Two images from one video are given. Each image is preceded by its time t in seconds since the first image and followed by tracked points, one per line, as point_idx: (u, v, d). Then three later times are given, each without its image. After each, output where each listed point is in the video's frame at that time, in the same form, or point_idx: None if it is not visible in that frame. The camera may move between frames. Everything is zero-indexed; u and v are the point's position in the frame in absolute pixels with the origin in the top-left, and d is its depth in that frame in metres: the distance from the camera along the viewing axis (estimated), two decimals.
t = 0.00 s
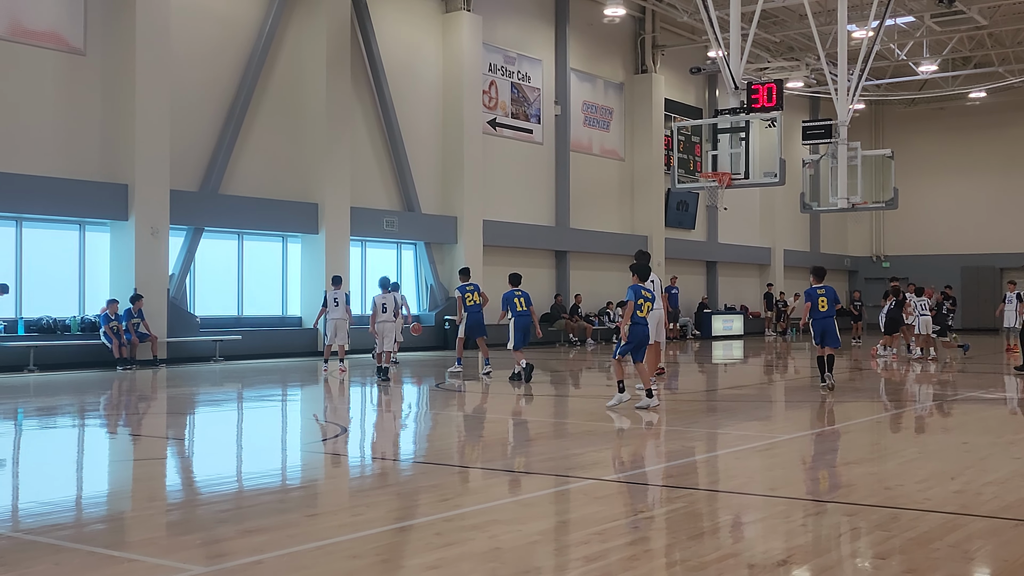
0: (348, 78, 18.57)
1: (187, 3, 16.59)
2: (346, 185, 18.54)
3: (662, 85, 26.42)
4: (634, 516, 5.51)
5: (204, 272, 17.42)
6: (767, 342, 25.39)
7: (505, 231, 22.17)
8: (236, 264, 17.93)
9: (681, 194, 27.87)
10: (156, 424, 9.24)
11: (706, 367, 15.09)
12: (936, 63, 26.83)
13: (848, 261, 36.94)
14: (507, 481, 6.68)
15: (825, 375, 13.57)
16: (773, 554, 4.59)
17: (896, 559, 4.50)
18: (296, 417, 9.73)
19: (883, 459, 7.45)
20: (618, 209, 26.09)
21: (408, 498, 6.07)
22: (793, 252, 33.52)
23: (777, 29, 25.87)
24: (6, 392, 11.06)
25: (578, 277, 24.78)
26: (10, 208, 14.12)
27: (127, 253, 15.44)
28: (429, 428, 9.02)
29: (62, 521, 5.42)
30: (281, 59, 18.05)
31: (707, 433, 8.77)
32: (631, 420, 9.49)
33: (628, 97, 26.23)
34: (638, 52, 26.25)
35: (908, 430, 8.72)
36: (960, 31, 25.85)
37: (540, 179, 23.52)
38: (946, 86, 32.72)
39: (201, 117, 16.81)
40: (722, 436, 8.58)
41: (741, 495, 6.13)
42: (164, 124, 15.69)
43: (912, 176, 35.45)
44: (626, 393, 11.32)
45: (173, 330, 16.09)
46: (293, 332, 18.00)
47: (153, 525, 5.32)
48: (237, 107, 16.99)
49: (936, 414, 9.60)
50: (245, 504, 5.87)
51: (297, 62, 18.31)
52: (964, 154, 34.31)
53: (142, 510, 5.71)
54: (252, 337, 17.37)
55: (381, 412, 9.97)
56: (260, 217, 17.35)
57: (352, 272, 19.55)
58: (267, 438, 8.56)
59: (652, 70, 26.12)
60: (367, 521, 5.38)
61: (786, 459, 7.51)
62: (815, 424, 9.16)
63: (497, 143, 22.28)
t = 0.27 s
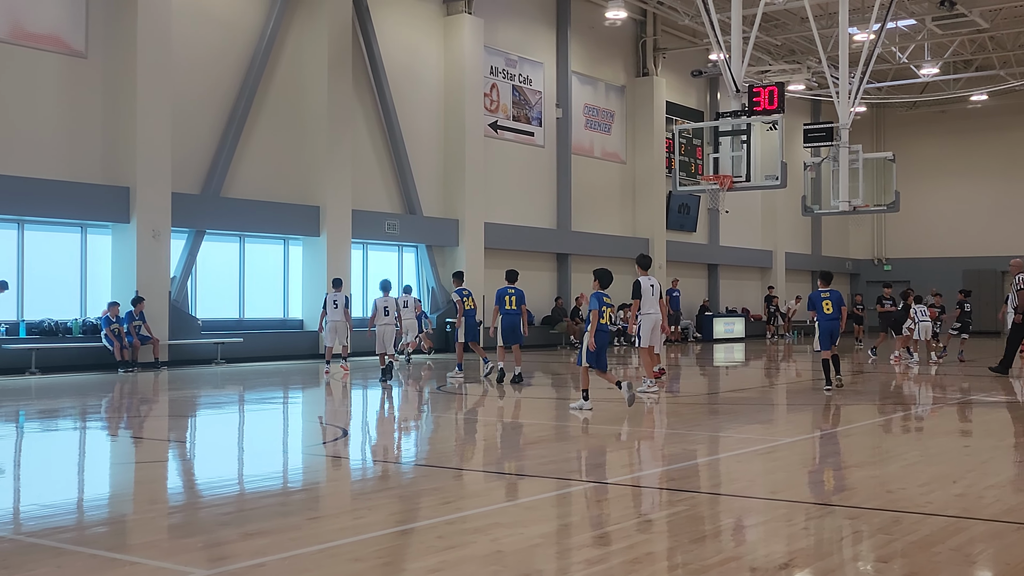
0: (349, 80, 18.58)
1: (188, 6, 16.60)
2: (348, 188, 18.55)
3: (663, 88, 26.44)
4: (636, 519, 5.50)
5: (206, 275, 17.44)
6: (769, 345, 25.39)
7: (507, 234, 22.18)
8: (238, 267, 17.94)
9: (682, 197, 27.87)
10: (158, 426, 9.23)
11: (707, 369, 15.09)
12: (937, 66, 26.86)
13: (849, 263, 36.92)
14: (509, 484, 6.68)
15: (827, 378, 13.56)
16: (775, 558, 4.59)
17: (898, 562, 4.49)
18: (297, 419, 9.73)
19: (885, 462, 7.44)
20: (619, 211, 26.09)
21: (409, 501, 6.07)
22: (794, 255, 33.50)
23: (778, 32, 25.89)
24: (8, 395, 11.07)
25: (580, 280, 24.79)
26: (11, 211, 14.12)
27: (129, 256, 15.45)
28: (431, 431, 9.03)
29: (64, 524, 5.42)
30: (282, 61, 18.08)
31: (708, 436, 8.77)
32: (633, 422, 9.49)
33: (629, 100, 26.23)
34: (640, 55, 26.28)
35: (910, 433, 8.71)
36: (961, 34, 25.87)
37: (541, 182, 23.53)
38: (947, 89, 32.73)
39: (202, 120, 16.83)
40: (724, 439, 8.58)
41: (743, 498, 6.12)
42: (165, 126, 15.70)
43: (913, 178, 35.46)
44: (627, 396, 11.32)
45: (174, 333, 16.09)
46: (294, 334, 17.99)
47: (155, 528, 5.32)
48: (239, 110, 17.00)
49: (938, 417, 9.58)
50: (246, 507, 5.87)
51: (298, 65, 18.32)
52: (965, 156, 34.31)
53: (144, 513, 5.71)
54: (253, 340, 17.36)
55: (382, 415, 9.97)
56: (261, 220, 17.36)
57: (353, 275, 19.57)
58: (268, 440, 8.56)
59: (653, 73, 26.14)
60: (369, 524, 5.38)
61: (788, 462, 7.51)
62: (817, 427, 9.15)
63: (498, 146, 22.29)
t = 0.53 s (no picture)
0: (352, 83, 18.60)
1: (192, 9, 16.61)
2: (351, 191, 18.56)
3: (666, 90, 26.44)
4: (638, 522, 5.50)
5: (208, 277, 17.46)
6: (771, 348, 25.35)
7: (509, 236, 22.18)
8: (240, 270, 17.95)
9: (685, 200, 27.87)
10: (160, 429, 9.24)
11: (710, 373, 15.07)
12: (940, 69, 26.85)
13: (851, 266, 36.87)
14: (511, 487, 6.67)
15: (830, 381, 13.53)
16: (777, 561, 4.58)
17: (901, 566, 4.48)
18: (299, 422, 9.73)
19: (888, 466, 7.43)
20: (622, 214, 26.08)
21: (412, 504, 6.06)
22: (796, 258, 33.45)
23: (781, 35, 25.90)
24: (11, 397, 11.07)
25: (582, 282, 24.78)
26: (14, 213, 14.13)
27: (132, 258, 15.46)
28: (433, 435, 9.02)
29: (66, 527, 5.42)
30: (286, 64, 18.09)
31: (710, 440, 8.76)
32: (635, 426, 9.48)
33: (632, 102, 26.23)
34: (642, 58, 26.30)
35: (913, 437, 8.69)
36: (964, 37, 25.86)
37: (544, 185, 23.54)
38: (950, 92, 32.72)
39: (206, 123, 16.84)
40: (726, 443, 8.56)
41: (745, 501, 6.12)
42: (168, 129, 15.70)
43: (916, 180, 35.44)
44: (630, 400, 11.30)
45: (177, 336, 16.10)
46: (297, 337, 17.99)
47: (156, 531, 5.32)
48: (242, 113, 17.02)
49: (941, 420, 9.56)
50: (248, 510, 5.87)
51: (301, 68, 18.33)
52: (968, 158, 34.29)
53: (146, 516, 5.70)
54: (256, 344, 17.36)
55: (384, 418, 9.97)
56: (264, 223, 17.37)
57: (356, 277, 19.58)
58: (271, 443, 8.56)
59: (656, 76, 26.16)
60: (371, 527, 5.38)
61: (790, 466, 7.49)
62: (820, 431, 9.14)
63: (501, 149, 22.30)
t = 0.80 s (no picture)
0: (354, 86, 18.62)
1: (194, 12, 16.64)
2: (353, 194, 18.58)
3: (668, 93, 26.45)
4: (639, 525, 5.49)
5: (210, 280, 17.47)
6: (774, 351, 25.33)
7: (511, 239, 22.18)
8: (242, 273, 17.97)
9: (686, 203, 27.87)
10: (162, 432, 9.24)
11: (711, 376, 15.04)
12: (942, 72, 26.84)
13: (854, 270, 36.81)
14: (513, 490, 6.67)
15: (832, 383, 13.51)
16: (778, 565, 4.57)
17: (903, 569, 4.47)
18: (300, 425, 9.74)
19: (890, 469, 7.42)
20: (623, 217, 26.08)
21: (413, 507, 6.05)
22: (798, 261, 33.42)
23: (783, 38, 25.91)
24: (13, 400, 11.07)
25: (584, 285, 24.76)
26: (17, 216, 14.15)
27: (134, 261, 15.47)
28: (434, 437, 9.02)
29: (68, 530, 5.42)
30: (288, 67, 18.10)
31: (712, 442, 8.74)
32: (636, 429, 9.47)
33: (634, 105, 26.24)
34: (644, 61, 26.32)
35: (915, 440, 8.68)
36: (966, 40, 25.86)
37: (546, 188, 23.55)
38: (952, 95, 32.70)
39: (208, 126, 16.85)
40: (728, 446, 8.55)
41: (746, 505, 6.10)
42: (170, 132, 15.72)
43: (918, 183, 35.42)
44: (631, 402, 11.28)
45: (179, 338, 16.11)
46: (299, 340, 17.99)
47: (158, 533, 5.32)
48: (244, 116, 17.04)
49: (943, 423, 9.55)
50: (250, 513, 5.87)
51: (303, 71, 18.35)
52: (970, 161, 34.27)
53: (147, 519, 5.70)
54: (258, 346, 17.37)
55: (386, 420, 9.97)
56: (266, 226, 17.39)
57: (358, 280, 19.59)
58: (272, 446, 8.56)
59: (657, 79, 26.17)
60: (372, 530, 5.37)
61: (792, 469, 7.48)
62: (822, 434, 9.12)
63: (503, 151, 22.30)
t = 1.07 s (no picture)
0: (356, 90, 18.62)
1: (196, 15, 16.66)
2: (354, 197, 18.58)
3: (670, 96, 26.45)
4: (641, 529, 5.49)
5: (212, 283, 17.47)
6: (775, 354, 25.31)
7: (513, 242, 22.19)
8: (244, 276, 17.97)
9: (688, 205, 27.86)
10: (164, 436, 9.24)
11: (714, 380, 15.03)
12: (944, 75, 26.83)
13: (856, 272, 36.78)
14: (516, 493, 6.67)
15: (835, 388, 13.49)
16: (781, 568, 4.57)
17: (905, 573, 4.47)
18: (302, 428, 9.74)
19: (892, 473, 7.42)
20: (625, 220, 26.08)
21: (415, 510, 6.06)
22: (800, 263, 33.40)
23: (785, 41, 25.91)
24: (15, 403, 11.08)
25: (586, 288, 24.76)
26: (19, 220, 14.16)
27: (136, 264, 15.48)
28: (437, 441, 9.02)
29: (71, 533, 5.42)
30: (290, 72, 18.12)
31: (714, 446, 8.74)
32: (638, 433, 9.46)
33: (636, 108, 26.23)
34: (646, 64, 26.32)
35: (917, 444, 8.67)
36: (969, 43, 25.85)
37: (547, 191, 23.54)
38: (955, 99, 32.70)
39: (210, 130, 16.87)
40: (730, 449, 8.55)
41: (749, 508, 6.11)
42: (173, 136, 15.74)
43: (920, 185, 35.41)
44: (633, 406, 11.28)
45: (180, 342, 16.11)
46: (300, 344, 17.98)
47: (161, 536, 5.32)
48: (246, 120, 17.06)
49: (945, 428, 9.54)
50: (252, 516, 5.87)
51: (305, 74, 18.36)
52: (972, 163, 34.26)
53: (150, 522, 5.71)
54: (259, 350, 17.37)
55: (388, 424, 9.99)
56: (268, 229, 17.40)
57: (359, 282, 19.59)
58: (275, 450, 8.56)
59: (659, 83, 26.16)
60: (375, 533, 5.38)
61: (794, 472, 7.48)
62: (824, 437, 9.11)
63: (505, 155, 22.30)
